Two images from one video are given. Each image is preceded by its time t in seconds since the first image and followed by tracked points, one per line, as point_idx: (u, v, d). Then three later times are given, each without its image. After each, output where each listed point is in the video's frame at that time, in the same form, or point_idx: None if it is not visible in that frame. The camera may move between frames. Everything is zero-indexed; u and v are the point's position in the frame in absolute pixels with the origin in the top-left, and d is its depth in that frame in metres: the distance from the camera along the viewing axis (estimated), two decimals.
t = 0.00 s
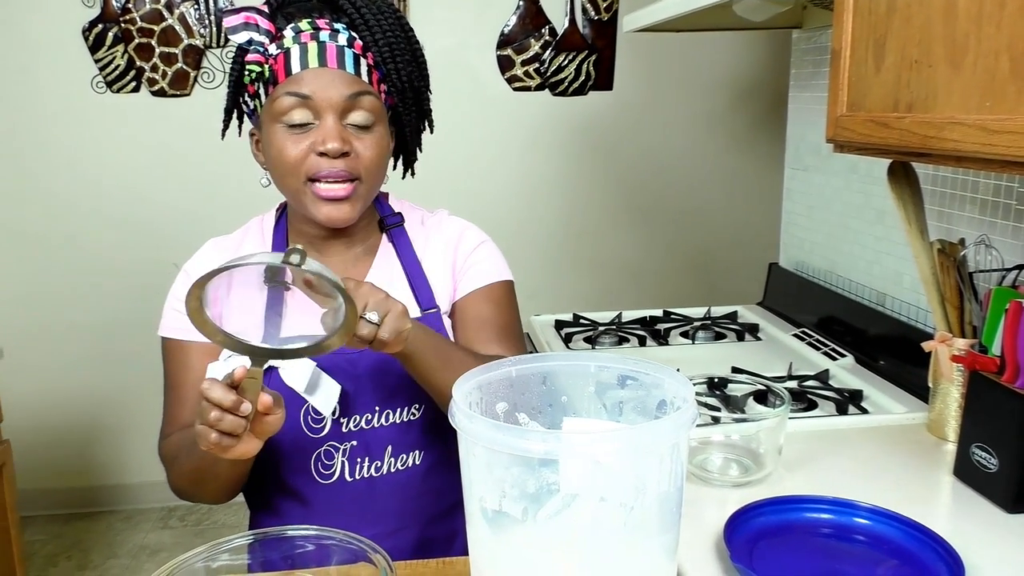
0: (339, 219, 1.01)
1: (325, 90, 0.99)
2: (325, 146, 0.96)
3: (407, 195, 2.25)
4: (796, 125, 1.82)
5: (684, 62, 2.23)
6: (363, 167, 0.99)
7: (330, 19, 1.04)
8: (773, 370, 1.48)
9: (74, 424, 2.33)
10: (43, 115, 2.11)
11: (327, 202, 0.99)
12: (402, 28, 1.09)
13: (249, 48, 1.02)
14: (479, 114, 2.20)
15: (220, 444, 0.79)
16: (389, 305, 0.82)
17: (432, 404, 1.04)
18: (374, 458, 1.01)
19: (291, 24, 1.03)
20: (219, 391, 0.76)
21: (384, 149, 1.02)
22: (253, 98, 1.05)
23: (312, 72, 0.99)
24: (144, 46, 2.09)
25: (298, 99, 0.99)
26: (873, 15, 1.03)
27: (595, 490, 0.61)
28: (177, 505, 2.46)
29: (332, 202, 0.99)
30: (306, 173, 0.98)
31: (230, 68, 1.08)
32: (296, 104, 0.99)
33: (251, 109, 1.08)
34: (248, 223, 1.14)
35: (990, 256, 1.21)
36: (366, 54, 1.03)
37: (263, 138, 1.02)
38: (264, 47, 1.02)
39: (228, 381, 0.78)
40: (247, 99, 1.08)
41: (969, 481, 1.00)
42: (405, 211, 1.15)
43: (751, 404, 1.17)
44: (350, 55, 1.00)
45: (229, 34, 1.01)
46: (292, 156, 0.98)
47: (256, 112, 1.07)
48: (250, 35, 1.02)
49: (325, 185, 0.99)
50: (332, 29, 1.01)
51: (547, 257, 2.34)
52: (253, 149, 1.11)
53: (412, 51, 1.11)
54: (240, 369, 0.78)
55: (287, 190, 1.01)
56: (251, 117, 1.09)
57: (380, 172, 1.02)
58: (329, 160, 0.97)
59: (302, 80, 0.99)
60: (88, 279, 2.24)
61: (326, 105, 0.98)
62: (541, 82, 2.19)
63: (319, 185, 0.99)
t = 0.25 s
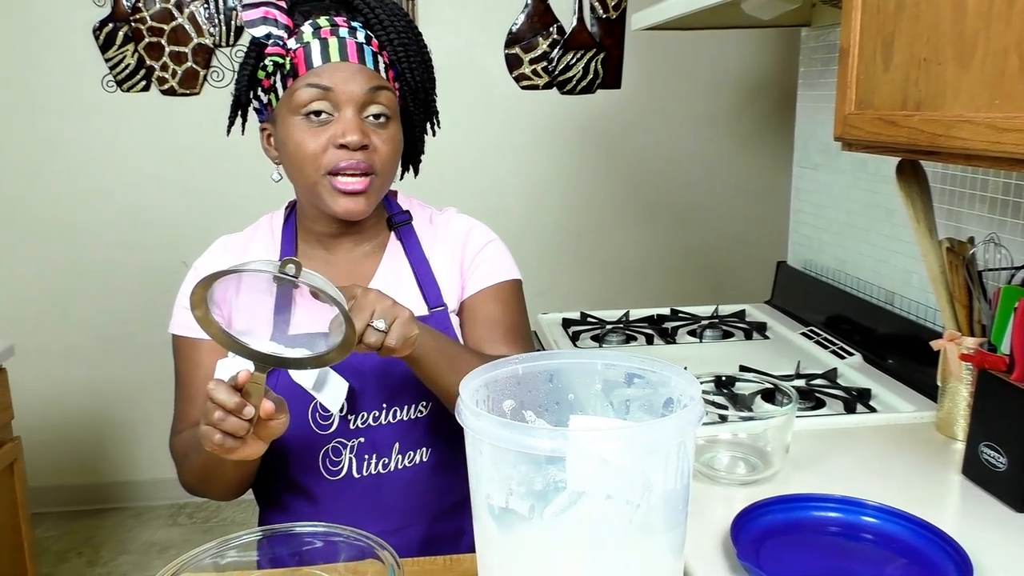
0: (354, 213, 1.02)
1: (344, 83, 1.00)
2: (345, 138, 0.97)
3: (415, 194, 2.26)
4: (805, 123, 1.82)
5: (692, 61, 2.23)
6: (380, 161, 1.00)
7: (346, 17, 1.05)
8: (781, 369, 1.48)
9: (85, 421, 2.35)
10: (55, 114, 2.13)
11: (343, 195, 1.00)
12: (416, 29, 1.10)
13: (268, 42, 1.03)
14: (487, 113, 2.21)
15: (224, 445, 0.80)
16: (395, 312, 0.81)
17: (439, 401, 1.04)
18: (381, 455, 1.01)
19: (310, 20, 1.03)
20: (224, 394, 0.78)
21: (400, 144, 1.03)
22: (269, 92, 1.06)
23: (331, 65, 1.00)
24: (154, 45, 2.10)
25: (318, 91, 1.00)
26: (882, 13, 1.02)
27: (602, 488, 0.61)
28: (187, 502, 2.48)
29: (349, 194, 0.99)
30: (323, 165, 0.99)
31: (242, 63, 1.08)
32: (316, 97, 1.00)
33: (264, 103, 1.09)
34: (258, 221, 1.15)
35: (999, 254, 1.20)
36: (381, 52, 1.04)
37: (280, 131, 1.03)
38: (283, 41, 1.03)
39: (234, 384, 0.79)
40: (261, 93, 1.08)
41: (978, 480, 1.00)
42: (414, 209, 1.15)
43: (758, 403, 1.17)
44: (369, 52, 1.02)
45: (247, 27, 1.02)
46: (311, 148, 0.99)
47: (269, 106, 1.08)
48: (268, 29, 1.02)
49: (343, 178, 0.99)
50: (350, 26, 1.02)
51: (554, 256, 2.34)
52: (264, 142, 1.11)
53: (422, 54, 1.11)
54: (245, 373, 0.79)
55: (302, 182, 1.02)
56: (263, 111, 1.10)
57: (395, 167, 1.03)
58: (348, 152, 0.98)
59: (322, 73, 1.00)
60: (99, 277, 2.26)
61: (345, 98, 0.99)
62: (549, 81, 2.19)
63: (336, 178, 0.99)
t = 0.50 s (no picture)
0: (362, 207, 1.02)
1: (353, 78, 1.00)
2: (353, 132, 0.98)
3: (421, 192, 2.26)
4: (812, 120, 1.81)
5: (699, 59, 2.22)
6: (389, 154, 1.00)
7: (356, 14, 1.05)
8: (788, 367, 1.48)
9: (94, 418, 2.36)
10: (63, 113, 2.14)
11: (351, 188, 1.00)
12: (426, 28, 1.10)
13: (279, 39, 1.04)
14: (493, 111, 2.21)
15: (231, 453, 0.83)
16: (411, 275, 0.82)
17: (446, 400, 1.05)
18: (389, 453, 1.01)
19: (320, 18, 1.04)
20: (231, 402, 0.81)
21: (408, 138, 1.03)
22: (279, 89, 1.06)
23: (340, 60, 1.00)
24: (162, 44, 2.11)
25: (327, 86, 1.00)
26: (889, 10, 1.02)
27: (608, 486, 0.62)
28: (194, 500, 2.49)
29: (357, 188, 1.00)
30: (332, 159, 0.99)
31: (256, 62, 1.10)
32: (325, 91, 1.00)
33: (274, 101, 1.09)
34: (267, 218, 1.15)
35: (1007, 252, 1.20)
36: (391, 49, 1.05)
37: (290, 126, 1.04)
38: (294, 38, 1.04)
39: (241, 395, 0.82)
40: (272, 91, 1.09)
41: (985, 478, 1.00)
42: (424, 208, 1.16)
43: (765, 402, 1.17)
44: (378, 48, 1.02)
45: (258, 25, 1.03)
46: (320, 141, 0.99)
47: (280, 103, 1.08)
48: (279, 27, 1.04)
49: (351, 171, 0.99)
50: (359, 23, 1.03)
51: (560, 254, 2.34)
52: (275, 139, 1.12)
53: (432, 53, 1.11)
54: (252, 385, 0.81)
55: (312, 176, 1.02)
56: (274, 109, 1.10)
57: (405, 161, 1.03)
58: (356, 146, 0.98)
59: (331, 68, 1.00)
60: (107, 276, 2.27)
61: (354, 92, 1.00)
62: (555, 79, 2.19)
63: (344, 171, 0.99)
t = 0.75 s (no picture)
0: (370, 207, 1.03)
1: (362, 78, 1.00)
2: (361, 134, 0.98)
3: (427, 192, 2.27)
4: (819, 119, 1.81)
5: (706, 57, 2.22)
6: (396, 155, 1.01)
7: (367, 13, 1.05)
8: (795, 366, 1.47)
9: (103, 417, 2.37)
10: (71, 113, 2.15)
11: (358, 189, 1.01)
12: (439, 24, 1.09)
13: (290, 38, 1.04)
14: (499, 110, 2.21)
15: (233, 463, 0.85)
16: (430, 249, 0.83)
17: (454, 397, 1.05)
18: (396, 450, 1.02)
19: (331, 17, 1.04)
20: (228, 415, 0.83)
21: (416, 139, 1.04)
22: (290, 88, 1.08)
23: (349, 61, 1.01)
24: (169, 44, 2.12)
25: (335, 87, 1.00)
26: (897, 8, 1.02)
27: (615, 485, 0.62)
28: (202, 498, 2.50)
29: (363, 189, 1.01)
30: (339, 160, 1.00)
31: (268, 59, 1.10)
32: (333, 92, 1.01)
33: (286, 100, 1.10)
34: (277, 214, 1.16)
35: (1016, 250, 1.19)
36: (401, 48, 1.05)
37: (299, 126, 1.04)
38: (304, 37, 1.04)
39: (240, 407, 0.84)
40: (283, 90, 1.10)
41: (993, 477, 0.99)
42: (434, 206, 1.16)
43: (772, 401, 1.17)
44: (388, 48, 1.02)
45: (270, 24, 1.02)
46: (328, 142, 1.00)
47: (292, 102, 1.09)
48: (291, 26, 1.03)
49: (358, 173, 1.00)
50: (370, 22, 1.03)
51: (566, 253, 2.34)
52: (287, 137, 1.13)
53: (443, 49, 1.11)
54: (250, 400, 0.83)
55: (320, 177, 1.03)
56: (286, 107, 1.11)
57: (412, 162, 1.04)
58: (363, 148, 0.99)
59: (340, 69, 1.01)
60: (115, 275, 2.28)
61: (362, 93, 1.00)
62: (562, 78, 2.19)
63: (351, 173, 1.00)
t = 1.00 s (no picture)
0: (378, 209, 1.03)
1: (372, 82, 1.00)
2: (369, 137, 0.98)
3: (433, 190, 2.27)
4: (826, 117, 1.80)
5: (713, 55, 2.21)
6: (404, 159, 1.01)
7: (378, 13, 1.06)
8: (802, 365, 1.47)
9: (111, 415, 2.39)
10: (79, 112, 2.16)
11: (366, 192, 1.01)
12: (449, 25, 1.10)
13: (301, 38, 1.04)
14: (505, 108, 2.21)
15: (250, 453, 0.86)
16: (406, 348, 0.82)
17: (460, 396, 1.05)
18: (401, 449, 1.02)
19: (342, 17, 1.04)
20: (243, 405, 0.83)
21: (425, 142, 1.04)
22: (300, 87, 1.07)
23: (359, 64, 1.01)
24: (177, 43, 2.13)
25: (345, 90, 1.01)
26: (905, 6, 1.01)
27: (621, 484, 0.62)
28: (209, 496, 2.51)
29: (372, 192, 1.01)
30: (347, 163, 1.00)
31: (279, 58, 1.10)
32: (343, 95, 1.01)
33: (297, 98, 1.10)
34: (288, 212, 1.16)
35: None
36: (412, 50, 1.05)
37: (309, 127, 1.05)
38: (315, 38, 1.04)
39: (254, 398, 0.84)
40: (294, 88, 1.10)
41: (1001, 476, 0.99)
42: (442, 205, 1.16)
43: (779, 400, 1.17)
44: (398, 51, 1.02)
45: (281, 22, 1.03)
46: (337, 145, 1.00)
47: (301, 102, 1.08)
48: (302, 25, 1.03)
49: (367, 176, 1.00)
50: (381, 23, 1.03)
51: (573, 252, 2.34)
52: (298, 135, 1.13)
53: (455, 49, 1.11)
54: (264, 391, 0.83)
55: (329, 178, 1.03)
56: (297, 105, 1.11)
57: (421, 165, 1.04)
58: (372, 151, 0.99)
59: (350, 71, 1.01)
60: (123, 274, 2.29)
61: (372, 96, 1.00)
62: (568, 76, 2.19)
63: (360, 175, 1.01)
